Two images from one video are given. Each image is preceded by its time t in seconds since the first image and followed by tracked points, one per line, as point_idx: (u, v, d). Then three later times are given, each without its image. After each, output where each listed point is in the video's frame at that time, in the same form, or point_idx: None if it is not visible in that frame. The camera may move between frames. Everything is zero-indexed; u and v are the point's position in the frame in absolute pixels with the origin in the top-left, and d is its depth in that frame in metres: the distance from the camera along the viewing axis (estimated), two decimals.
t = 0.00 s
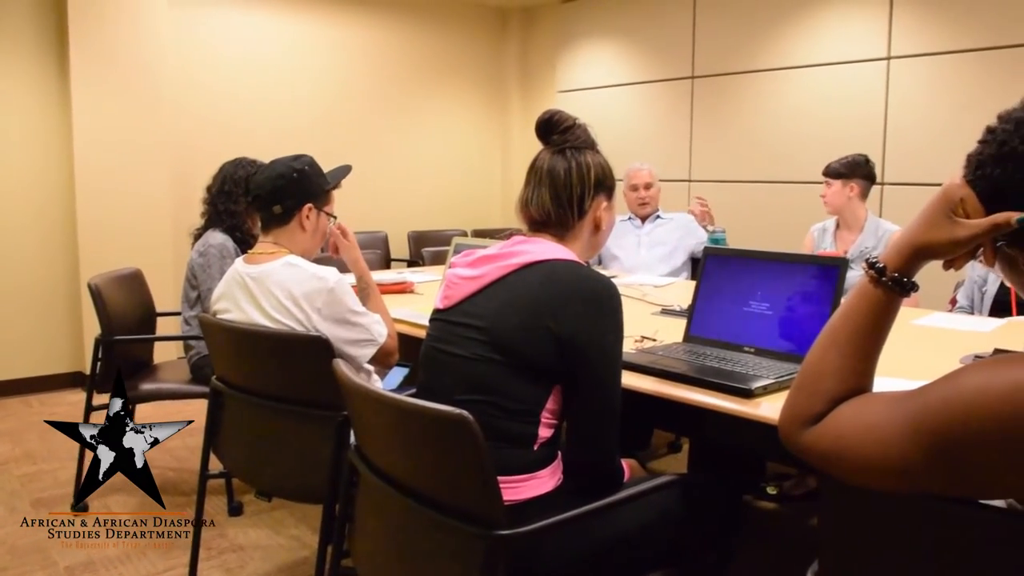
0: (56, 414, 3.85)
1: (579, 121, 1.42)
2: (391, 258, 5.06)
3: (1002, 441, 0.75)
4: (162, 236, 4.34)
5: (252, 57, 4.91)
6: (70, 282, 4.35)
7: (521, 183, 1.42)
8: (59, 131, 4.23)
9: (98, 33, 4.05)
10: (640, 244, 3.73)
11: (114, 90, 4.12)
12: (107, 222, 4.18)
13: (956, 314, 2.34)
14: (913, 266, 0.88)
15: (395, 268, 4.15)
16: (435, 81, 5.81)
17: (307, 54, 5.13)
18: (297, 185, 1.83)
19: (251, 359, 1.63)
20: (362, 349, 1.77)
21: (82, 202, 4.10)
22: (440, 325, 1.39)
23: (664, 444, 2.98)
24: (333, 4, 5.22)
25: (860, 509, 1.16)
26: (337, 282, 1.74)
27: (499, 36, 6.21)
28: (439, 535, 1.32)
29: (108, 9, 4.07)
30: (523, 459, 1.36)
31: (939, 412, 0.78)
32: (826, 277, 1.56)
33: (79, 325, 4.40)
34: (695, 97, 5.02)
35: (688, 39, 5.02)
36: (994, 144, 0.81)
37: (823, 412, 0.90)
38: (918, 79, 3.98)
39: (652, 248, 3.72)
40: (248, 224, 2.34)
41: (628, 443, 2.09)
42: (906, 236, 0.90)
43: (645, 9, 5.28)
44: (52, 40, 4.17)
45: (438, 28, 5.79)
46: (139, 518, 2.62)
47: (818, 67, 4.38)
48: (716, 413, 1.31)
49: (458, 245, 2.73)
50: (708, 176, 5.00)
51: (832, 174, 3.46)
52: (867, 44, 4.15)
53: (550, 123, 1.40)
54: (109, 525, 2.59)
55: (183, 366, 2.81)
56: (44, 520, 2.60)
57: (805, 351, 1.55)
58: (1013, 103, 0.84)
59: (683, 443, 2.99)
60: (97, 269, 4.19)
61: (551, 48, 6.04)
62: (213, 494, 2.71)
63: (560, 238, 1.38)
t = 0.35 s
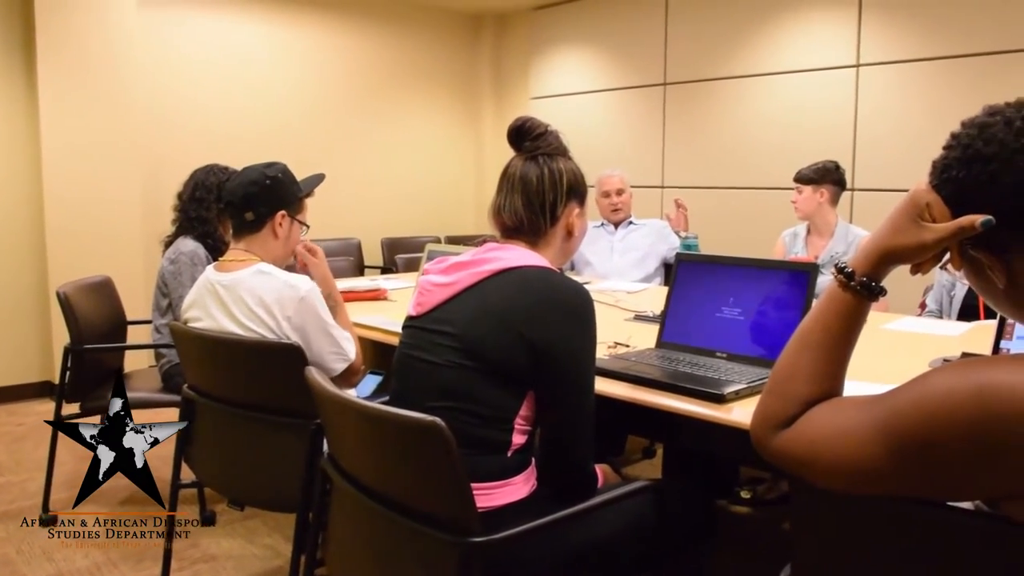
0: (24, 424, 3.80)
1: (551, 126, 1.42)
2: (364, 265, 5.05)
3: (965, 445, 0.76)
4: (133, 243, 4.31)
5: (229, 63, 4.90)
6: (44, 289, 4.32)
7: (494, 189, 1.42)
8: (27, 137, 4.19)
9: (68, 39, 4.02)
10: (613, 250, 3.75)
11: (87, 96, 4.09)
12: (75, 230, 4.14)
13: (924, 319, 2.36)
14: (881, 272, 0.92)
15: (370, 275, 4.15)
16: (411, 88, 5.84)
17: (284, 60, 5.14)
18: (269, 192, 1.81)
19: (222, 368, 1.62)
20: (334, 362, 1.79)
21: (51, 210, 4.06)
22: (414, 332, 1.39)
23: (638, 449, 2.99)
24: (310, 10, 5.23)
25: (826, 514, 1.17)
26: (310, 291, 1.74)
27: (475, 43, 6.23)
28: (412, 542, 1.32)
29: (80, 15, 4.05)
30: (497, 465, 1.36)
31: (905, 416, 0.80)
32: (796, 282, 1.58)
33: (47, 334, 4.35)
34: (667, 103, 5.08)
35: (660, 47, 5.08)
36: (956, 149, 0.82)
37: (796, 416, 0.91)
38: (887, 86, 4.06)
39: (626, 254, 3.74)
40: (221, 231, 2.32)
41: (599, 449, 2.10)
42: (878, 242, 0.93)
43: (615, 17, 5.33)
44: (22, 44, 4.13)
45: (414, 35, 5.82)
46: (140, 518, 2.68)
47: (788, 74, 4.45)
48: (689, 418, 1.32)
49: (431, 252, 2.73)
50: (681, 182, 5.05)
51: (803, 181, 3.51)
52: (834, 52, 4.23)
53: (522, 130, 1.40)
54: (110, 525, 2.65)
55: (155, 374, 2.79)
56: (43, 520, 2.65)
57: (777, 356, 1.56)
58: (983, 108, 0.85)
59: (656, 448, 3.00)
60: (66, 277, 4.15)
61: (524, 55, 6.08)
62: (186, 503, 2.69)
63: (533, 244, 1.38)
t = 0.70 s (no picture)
0: (5, 432, 3.77)
1: (534, 132, 1.43)
2: (350, 270, 5.04)
3: (944, 450, 0.77)
4: (116, 249, 4.29)
5: (215, 68, 4.89)
6: (25, 295, 4.29)
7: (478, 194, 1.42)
8: (10, 142, 4.17)
9: (53, 44, 4.01)
10: (598, 255, 3.76)
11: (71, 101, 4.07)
12: (57, 235, 4.11)
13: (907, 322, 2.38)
14: (863, 275, 0.92)
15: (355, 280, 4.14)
16: (397, 92, 5.85)
17: (270, 65, 5.14)
18: (253, 197, 1.81)
19: (205, 374, 1.62)
20: (318, 369, 1.78)
21: (32, 215, 4.04)
22: (398, 337, 1.38)
23: (624, 454, 2.99)
24: (295, 15, 5.23)
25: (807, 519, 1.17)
26: (294, 298, 1.73)
27: (460, 48, 6.26)
28: (396, 548, 1.31)
29: (65, 20, 4.03)
30: (481, 470, 1.36)
31: (885, 420, 0.80)
32: (780, 286, 1.59)
33: (29, 341, 4.32)
34: (650, 108, 5.11)
35: (643, 53, 5.11)
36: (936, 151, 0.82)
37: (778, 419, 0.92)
38: (867, 91, 4.09)
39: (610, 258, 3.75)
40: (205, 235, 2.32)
41: (583, 453, 2.10)
42: (861, 246, 0.93)
43: (597, 23, 5.37)
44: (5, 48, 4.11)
45: (400, 40, 5.84)
46: (140, 518, 2.72)
47: (768, 80, 4.49)
48: (674, 422, 1.32)
49: (416, 257, 2.73)
50: (665, 187, 5.08)
51: (786, 185, 3.52)
52: (815, 58, 4.27)
53: (506, 135, 1.40)
54: (109, 525, 2.68)
55: (138, 381, 2.77)
56: (44, 520, 2.70)
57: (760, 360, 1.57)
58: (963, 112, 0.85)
59: (642, 452, 3.01)
60: (48, 283, 4.12)
61: (508, 61, 6.11)
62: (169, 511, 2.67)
63: (516, 249, 1.39)
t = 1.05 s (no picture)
0: None
1: (512, 135, 1.42)
2: (328, 275, 5.03)
3: (918, 447, 0.79)
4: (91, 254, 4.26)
5: (195, 70, 4.88)
6: None
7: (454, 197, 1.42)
8: None
9: (27, 46, 3.95)
10: (577, 258, 3.77)
11: (46, 104, 4.03)
12: (31, 240, 4.07)
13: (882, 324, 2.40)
14: (837, 280, 0.97)
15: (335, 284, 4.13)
16: (376, 95, 5.87)
17: (250, 68, 5.14)
18: (227, 202, 1.81)
19: (181, 379, 1.60)
20: (296, 374, 1.77)
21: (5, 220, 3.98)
22: (375, 341, 1.38)
23: (603, 456, 3.00)
24: (273, 19, 5.22)
25: (779, 520, 1.17)
26: (270, 302, 1.73)
27: (440, 52, 6.28)
28: (373, 553, 1.31)
29: (39, 22, 3.98)
30: (459, 473, 1.36)
31: (861, 418, 0.82)
32: (756, 288, 1.60)
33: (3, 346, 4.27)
34: (628, 112, 5.13)
35: (621, 56, 5.13)
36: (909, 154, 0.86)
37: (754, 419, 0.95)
38: (841, 94, 4.14)
39: (589, 261, 3.77)
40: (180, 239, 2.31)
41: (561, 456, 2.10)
42: (836, 249, 0.98)
43: (573, 27, 5.40)
44: None
45: (379, 43, 5.85)
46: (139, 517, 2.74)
47: (744, 82, 4.53)
48: (653, 424, 1.32)
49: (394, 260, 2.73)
50: (643, 190, 5.09)
51: (762, 189, 3.54)
52: (789, 61, 4.31)
53: (484, 138, 1.40)
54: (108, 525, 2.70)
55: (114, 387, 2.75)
56: (44, 520, 2.73)
57: (737, 361, 1.58)
58: (934, 117, 0.89)
59: (621, 455, 3.01)
60: (22, 287, 4.08)
61: (486, 65, 6.12)
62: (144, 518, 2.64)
63: (494, 252, 1.39)
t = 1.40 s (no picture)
0: None
1: (488, 140, 1.44)
2: (306, 278, 5.02)
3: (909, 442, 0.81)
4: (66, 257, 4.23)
5: (175, 73, 4.88)
6: None
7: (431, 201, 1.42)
8: None
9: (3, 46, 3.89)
10: (555, 261, 3.78)
11: (22, 105, 3.98)
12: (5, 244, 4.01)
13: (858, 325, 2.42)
14: (831, 276, 0.98)
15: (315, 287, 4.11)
16: (356, 99, 5.88)
17: (231, 71, 5.13)
18: (199, 205, 1.79)
19: (161, 387, 1.59)
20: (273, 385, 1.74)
21: None
22: (352, 345, 1.38)
23: (582, 459, 3.00)
24: (251, 22, 5.22)
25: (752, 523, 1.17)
26: (245, 310, 1.70)
27: (419, 55, 6.28)
28: (350, 556, 1.31)
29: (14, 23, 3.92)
30: (437, 478, 1.36)
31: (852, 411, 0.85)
32: (732, 291, 1.61)
33: None
34: (606, 115, 5.15)
35: (599, 59, 5.15)
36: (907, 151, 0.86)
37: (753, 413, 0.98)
38: (817, 98, 4.17)
39: (567, 264, 3.78)
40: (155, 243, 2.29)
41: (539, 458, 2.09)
42: (831, 248, 0.98)
43: (550, 30, 5.42)
44: None
45: (359, 47, 5.87)
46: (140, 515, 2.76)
47: (720, 85, 4.56)
48: (635, 427, 1.32)
49: (371, 264, 2.72)
50: (621, 193, 5.12)
51: (738, 192, 3.56)
52: (765, 65, 4.35)
53: (461, 143, 1.42)
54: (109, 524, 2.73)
55: (89, 392, 2.72)
56: (44, 520, 2.77)
57: (714, 363, 1.59)
58: (928, 112, 0.89)
59: (600, 457, 3.02)
60: None
61: (464, 68, 6.14)
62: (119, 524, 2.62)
63: (470, 256, 1.39)
